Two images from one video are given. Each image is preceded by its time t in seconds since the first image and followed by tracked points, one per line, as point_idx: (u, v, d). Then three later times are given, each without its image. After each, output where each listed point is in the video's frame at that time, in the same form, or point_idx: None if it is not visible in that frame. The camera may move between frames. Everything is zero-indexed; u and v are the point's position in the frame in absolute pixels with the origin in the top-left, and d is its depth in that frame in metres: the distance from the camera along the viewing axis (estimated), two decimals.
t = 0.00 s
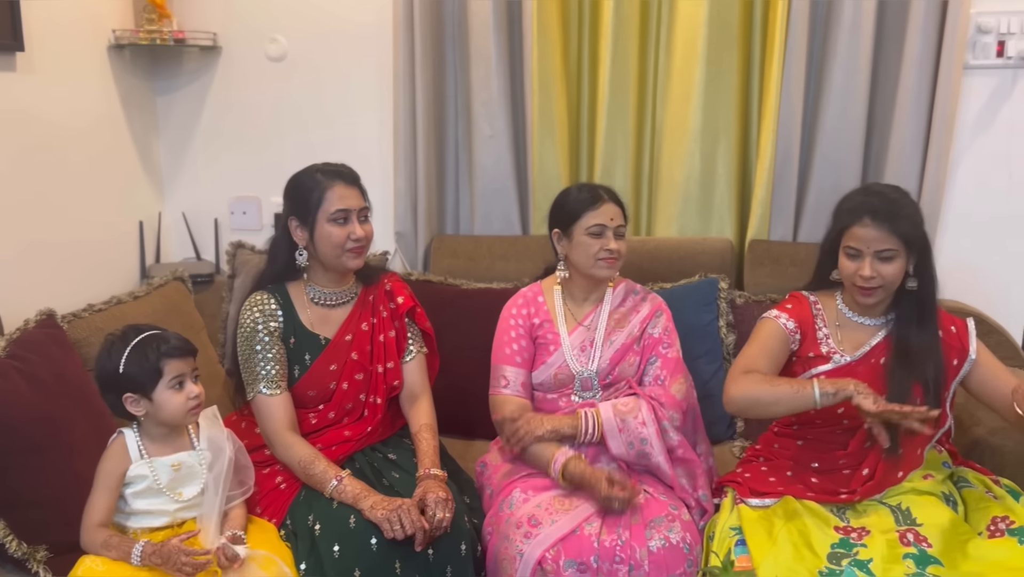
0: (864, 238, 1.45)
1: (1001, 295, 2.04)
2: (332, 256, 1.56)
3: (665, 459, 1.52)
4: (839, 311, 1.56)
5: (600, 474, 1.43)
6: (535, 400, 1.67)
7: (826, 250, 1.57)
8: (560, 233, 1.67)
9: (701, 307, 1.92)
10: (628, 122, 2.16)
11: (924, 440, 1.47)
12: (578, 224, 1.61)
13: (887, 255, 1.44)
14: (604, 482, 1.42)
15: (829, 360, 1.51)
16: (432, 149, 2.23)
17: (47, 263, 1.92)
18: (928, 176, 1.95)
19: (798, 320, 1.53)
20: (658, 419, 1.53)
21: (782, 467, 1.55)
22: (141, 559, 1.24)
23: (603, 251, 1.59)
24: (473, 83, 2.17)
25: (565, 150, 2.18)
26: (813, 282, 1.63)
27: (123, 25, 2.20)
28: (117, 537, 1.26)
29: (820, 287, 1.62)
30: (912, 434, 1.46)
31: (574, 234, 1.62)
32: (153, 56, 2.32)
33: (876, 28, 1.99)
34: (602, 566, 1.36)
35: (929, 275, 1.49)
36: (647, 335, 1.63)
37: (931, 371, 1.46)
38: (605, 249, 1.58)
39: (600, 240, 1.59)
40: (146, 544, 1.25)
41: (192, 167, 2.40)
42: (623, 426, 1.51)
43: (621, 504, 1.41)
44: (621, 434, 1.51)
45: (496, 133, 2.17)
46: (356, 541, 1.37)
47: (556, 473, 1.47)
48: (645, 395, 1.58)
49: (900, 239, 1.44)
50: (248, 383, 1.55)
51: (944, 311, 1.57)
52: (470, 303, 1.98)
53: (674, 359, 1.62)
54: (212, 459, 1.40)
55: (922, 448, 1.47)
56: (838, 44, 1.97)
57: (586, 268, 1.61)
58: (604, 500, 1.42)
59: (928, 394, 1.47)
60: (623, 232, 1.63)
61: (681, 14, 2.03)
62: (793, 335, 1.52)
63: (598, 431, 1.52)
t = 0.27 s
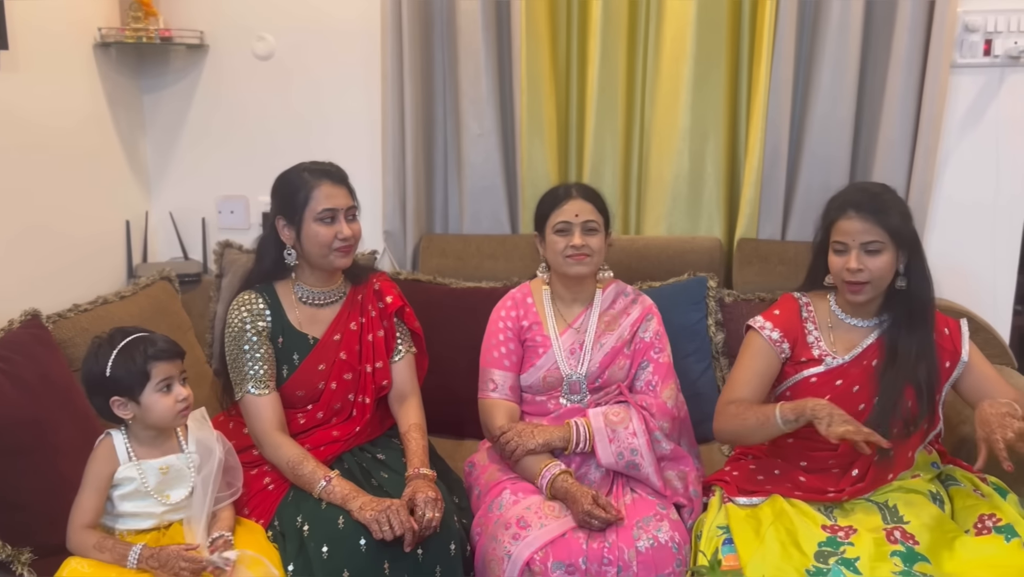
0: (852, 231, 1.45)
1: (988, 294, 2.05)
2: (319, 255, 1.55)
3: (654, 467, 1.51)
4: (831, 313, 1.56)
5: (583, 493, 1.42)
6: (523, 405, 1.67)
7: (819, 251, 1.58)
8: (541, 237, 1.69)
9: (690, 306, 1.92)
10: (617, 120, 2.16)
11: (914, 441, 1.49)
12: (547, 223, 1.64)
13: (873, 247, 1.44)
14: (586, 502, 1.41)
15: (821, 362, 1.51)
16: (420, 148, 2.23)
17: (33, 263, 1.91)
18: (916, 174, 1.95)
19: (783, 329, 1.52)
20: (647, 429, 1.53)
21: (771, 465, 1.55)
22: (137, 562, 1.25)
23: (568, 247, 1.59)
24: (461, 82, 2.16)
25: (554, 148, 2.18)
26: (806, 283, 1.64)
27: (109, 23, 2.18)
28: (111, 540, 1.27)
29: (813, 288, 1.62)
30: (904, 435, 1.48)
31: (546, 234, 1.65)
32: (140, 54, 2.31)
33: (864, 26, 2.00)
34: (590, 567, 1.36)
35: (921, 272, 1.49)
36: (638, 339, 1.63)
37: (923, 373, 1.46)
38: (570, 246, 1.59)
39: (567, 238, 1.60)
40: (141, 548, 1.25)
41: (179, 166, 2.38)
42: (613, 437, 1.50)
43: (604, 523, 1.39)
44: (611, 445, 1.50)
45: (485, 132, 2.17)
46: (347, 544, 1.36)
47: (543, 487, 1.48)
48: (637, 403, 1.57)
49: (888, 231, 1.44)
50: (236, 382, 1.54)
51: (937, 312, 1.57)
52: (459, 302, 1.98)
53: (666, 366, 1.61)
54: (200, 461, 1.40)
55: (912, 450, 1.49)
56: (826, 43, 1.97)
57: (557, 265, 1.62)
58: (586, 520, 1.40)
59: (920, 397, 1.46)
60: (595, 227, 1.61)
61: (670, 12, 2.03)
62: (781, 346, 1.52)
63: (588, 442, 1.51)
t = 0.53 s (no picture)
0: (841, 225, 1.45)
1: (978, 292, 2.05)
2: (305, 253, 1.54)
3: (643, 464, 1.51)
4: (817, 311, 1.57)
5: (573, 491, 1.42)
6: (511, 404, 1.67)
7: (807, 248, 1.59)
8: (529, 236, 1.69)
9: (680, 304, 1.92)
10: (607, 118, 2.15)
11: (900, 441, 1.50)
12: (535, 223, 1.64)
13: (863, 242, 1.44)
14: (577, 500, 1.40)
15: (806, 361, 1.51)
16: (409, 146, 2.22)
17: (19, 263, 1.89)
18: (906, 172, 1.95)
19: (766, 330, 1.54)
20: (638, 430, 1.52)
21: (759, 464, 1.55)
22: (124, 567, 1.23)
23: (555, 250, 1.59)
24: (451, 80, 2.15)
25: (544, 147, 2.17)
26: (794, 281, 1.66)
27: (95, 21, 2.16)
28: (96, 545, 1.25)
29: (798, 285, 1.64)
30: (890, 434, 1.48)
31: (534, 233, 1.64)
32: (127, 52, 2.29)
33: (854, 24, 1.99)
34: (580, 567, 1.36)
35: (907, 269, 1.49)
36: (627, 339, 1.62)
37: (908, 370, 1.46)
38: (558, 248, 1.58)
39: (554, 238, 1.60)
40: (128, 554, 1.24)
41: (167, 164, 2.36)
42: (603, 437, 1.50)
43: (595, 522, 1.39)
44: (602, 446, 1.49)
45: (474, 130, 2.16)
46: (334, 544, 1.35)
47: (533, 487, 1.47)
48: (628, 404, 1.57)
49: (877, 226, 1.44)
50: (224, 382, 1.52)
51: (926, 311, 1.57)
52: (448, 301, 1.97)
53: (655, 366, 1.61)
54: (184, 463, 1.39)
55: (898, 451, 1.50)
56: (816, 40, 1.97)
57: (544, 266, 1.61)
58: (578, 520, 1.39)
59: (906, 394, 1.47)
60: (582, 228, 1.61)
61: (659, 10, 2.03)
62: (764, 345, 1.53)
63: (580, 443, 1.50)
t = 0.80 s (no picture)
0: (833, 228, 1.44)
1: (970, 291, 2.05)
2: (295, 253, 1.53)
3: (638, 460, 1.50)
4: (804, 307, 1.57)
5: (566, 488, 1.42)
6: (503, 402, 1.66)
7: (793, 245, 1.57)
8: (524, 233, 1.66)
9: (674, 304, 1.91)
10: (600, 117, 2.14)
11: (888, 434, 1.49)
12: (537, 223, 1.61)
13: (856, 244, 1.44)
14: (570, 498, 1.40)
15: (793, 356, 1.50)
16: (402, 146, 2.21)
17: (8, 263, 1.88)
18: (898, 171, 1.95)
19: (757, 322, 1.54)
20: (630, 425, 1.53)
21: (752, 465, 1.55)
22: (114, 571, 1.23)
23: (559, 251, 1.58)
24: (443, 78, 2.14)
25: (536, 146, 2.16)
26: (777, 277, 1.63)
27: (85, 19, 2.15)
28: (85, 550, 1.25)
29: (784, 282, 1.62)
30: (877, 428, 1.48)
31: (534, 234, 1.62)
32: (117, 51, 2.27)
33: (846, 23, 2.00)
34: (573, 567, 1.35)
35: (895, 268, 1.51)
36: (618, 335, 1.62)
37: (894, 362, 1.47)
38: (563, 249, 1.57)
39: (558, 239, 1.59)
40: (118, 560, 1.23)
41: (159, 163, 2.35)
42: (597, 432, 1.50)
43: (587, 522, 1.39)
44: (595, 441, 1.49)
45: (467, 129, 2.15)
46: (326, 544, 1.34)
47: (526, 486, 1.47)
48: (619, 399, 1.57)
49: (869, 228, 1.44)
50: (214, 383, 1.51)
51: (911, 307, 1.57)
52: (441, 300, 1.96)
53: (647, 360, 1.61)
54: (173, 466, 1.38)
55: (887, 443, 1.49)
56: (809, 39, 1.97)
57: (545, 267, 1.60)
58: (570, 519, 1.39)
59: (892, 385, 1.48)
60: (584, 230, 1.61)
61: (652, 9, 2.02)
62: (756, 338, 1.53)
63: (573, 439, 1.50)
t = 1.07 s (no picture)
0: (832, 233, 1.43)
1: (966, 290, 2.06)
2: (291, 253, 1.53)
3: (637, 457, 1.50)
4: (794, 307, 1.56)
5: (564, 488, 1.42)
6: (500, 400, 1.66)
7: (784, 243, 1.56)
8: (528, 233, 1.63)
9: (671, 303, 1.91)
10: (597, 116, 2.14)
11: (884, 431, 1.50)
12: (549, 226, 1.58)
13: (853, 250, 1.44)
14: (568, 498, 1.40)
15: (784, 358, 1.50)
16: (399, 146, 2.20)
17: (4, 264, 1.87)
18: (896, 170, 1.96)
19: (747, 328, 1.53)
20: (628, 419, 1.53)
21: (751, 464, 1.55)
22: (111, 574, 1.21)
23: (574, 253, 1.57)
24: (441, 78, 2.14)
25: (534, 145, 2.16)
26: (767, 279, 1.63)
27: (81, 19, 2.14)
28: (81, 553, 1.23)
29: (775, 283, 1.62)
30: (873, 425, 1.48)
31: (546, 235, 1.59)
32: (113, 50, 2.26)
33: (843, 24, 2.00)
34: (572, 567, 1.35)
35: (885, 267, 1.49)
36: (614, 330, 1.62)
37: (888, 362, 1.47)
38: (578, 253, 1.57)
39: (572, 242, 1.57)
40: (116, 561, 1.22)
41: (155, 163, 2.34)
42: (593, 431, 1.50)
43: (586, 522, 1.39)
44: (592, 439, 1.49)
45: (464, 129, 2.15)
46: (321, 545, 1.34)
47: (524, 486, 1.47)
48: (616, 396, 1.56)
49: (864, 232, 1.44)
50: (210, 383, 1.51)
51: (901, 302, 1.58)
52: (438, 300, 1.96)
53: (643, 355, 1.61)
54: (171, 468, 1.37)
55: (883, 441, 1.50)
56: (806, 39, 1.97)
57: (557, 270, 1.59)
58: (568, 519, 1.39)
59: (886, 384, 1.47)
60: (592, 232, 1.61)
61: (649, 8, 2.02)
62: (746, 345, 1.52)
63: (571, 439, 1.50)
